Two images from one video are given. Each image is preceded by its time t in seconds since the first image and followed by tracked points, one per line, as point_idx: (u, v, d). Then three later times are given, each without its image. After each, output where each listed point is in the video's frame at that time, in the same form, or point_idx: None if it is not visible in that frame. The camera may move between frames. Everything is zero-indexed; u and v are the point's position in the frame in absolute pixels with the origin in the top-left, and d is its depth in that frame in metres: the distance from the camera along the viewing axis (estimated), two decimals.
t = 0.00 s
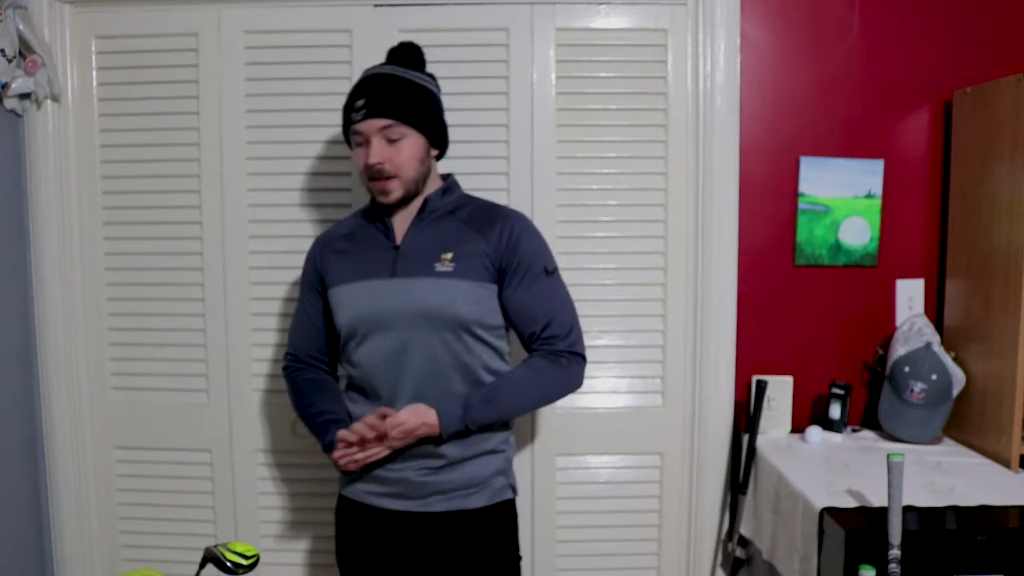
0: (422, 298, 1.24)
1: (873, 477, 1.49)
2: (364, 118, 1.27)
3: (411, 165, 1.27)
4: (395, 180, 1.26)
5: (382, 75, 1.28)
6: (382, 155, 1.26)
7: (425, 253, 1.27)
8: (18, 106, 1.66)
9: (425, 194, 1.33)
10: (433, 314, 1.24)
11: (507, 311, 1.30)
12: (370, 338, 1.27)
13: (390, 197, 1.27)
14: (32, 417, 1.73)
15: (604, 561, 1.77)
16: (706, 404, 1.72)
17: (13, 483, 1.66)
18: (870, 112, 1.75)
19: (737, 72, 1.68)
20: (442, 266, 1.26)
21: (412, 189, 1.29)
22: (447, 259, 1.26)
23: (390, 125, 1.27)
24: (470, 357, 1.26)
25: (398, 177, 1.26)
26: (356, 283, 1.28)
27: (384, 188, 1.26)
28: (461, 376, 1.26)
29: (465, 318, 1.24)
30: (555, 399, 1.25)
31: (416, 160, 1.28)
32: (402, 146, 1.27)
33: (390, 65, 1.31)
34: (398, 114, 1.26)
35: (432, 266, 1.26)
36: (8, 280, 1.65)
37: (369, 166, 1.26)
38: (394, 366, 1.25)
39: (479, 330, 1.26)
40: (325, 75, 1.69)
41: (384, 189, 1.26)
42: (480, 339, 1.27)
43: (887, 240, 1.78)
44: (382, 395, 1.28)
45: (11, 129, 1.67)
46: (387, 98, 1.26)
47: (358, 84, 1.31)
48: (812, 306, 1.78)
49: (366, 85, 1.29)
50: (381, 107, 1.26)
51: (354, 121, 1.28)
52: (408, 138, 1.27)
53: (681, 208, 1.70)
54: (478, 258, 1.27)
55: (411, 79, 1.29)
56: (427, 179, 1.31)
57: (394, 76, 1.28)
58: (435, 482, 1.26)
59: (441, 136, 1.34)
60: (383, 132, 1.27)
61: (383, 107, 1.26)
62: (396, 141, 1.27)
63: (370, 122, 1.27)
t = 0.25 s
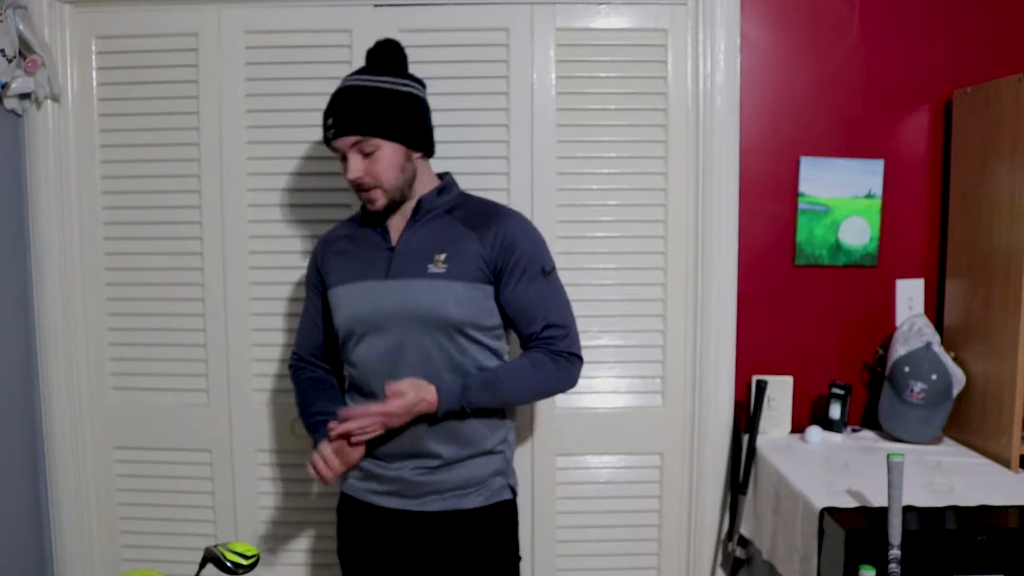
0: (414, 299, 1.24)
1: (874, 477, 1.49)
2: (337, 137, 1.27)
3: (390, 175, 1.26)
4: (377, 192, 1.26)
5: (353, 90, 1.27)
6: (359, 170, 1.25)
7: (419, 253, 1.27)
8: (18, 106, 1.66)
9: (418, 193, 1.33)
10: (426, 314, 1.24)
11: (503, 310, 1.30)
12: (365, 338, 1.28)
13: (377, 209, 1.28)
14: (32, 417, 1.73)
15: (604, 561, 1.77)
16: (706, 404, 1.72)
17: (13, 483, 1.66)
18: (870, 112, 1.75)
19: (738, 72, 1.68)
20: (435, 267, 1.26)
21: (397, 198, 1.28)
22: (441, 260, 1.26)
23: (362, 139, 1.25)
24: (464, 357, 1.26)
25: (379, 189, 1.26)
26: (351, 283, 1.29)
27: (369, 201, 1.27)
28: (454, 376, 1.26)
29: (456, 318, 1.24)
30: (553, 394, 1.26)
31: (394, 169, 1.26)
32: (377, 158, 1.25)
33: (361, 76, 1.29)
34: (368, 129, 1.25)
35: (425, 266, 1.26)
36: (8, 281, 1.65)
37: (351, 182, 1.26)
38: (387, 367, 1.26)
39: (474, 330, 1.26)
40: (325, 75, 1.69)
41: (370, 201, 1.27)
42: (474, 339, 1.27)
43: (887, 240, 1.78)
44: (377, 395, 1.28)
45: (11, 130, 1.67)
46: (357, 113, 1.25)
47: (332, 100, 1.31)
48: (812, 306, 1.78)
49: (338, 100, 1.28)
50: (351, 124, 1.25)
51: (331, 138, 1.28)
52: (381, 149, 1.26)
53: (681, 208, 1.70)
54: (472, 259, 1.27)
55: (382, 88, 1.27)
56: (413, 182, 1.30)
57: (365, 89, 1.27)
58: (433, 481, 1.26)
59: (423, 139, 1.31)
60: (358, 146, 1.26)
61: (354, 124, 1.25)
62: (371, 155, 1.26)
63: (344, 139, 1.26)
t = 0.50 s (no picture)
0: (418, 298, 1.25)
1: (874, 477, 1.49)
2: (340, 136, 1.27)
3: (396, 172, 1.27)
4: (382, 189, 1.26)
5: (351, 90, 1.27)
6: (363, 168, 1.25)
7: (422, 253, 1.27)
8: (18, 106, 1.66)
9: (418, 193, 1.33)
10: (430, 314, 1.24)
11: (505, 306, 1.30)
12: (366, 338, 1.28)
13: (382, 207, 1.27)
14: (32, 418, 1.73)
15: (604, 561, 1.77)
16: (706, 404, 1.72)
17: (13, 483, 1.66)
18: (870, 112, 1.75)
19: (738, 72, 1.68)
20: (439, 265, 1.26)
21: (402, 194, 1.28)
22: (444, 258, 1.27)
23: (365, 138, 1.26)
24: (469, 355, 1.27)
25: (384, 186, 1.26)
26: (351, 284, 1.28)
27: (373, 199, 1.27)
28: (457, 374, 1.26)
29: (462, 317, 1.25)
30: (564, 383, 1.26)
31: (398, 165, 1.27)
32: (380, 155, 1.26)
33: (358, 75, 1.30)
34: (373, 126, 1.25)
35: (428, 265, 1.26)
36: (8, 281, 1.65)
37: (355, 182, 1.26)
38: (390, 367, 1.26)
39: (478, 328, 1.27)
40: (325, 75, 1.69)
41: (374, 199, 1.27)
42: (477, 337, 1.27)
43: (886, 240, 1.78)
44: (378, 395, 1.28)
45: (11, 130, 1.67)
46: (358, 112, 1.25)
47: (330, 100, 1.31)
48: (812, 306, 1.78)
49: (337, 102, 1.28)
50: (354, 123, 1.25)
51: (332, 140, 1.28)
52: (386, 146, 1.26)
53: (681, 208, 1.70)
54: (475, 257, 1.27)
55: (382, 86, 1.28)
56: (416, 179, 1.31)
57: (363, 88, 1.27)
58: (433, 480, 1.26)
59: (423, 134, 1.32)
60: (360, 145, 1.26)
61: (359, 121, 1.25)
62: (376, 152, 1.26)
63: (346, 139, 1.26)
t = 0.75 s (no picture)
0: (440, 297, 1.25)
1: (874, 478, 1.49)
2: (365, 119, 1.27)
3: (417, 160, 1.28)
4: (406, 176, 1.27)
5: (379, 76, 1.29)
6: (390, 153, 1.26)
7: (439, 252, 1.28)
8: (18, 106, 1.66)
9: (429, 197, 1.33)
10: (453, 313, 1.25)
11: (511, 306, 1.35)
12: (380, 340, 1.25)
13: (401, 195, 1.27)
14: (32, 418, 1.73)
15: (604, 561, 1.77)
16: (706, 405, 1.72)
17: (13, 483, 1.66)
18: (870, 112, 1.75)
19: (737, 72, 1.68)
20: (457, 264, 1.28)
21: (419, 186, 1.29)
22: (461, 258, 1.28)
23: (394, 123, 1.28)
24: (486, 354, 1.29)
25: (408, 173, 1.27)
26: (365, 284, 1.25)
27: (394, 185, 1.26)
28: (474, 373, 1.27)
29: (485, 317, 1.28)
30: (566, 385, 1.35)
31: (422, 155, 1.30)
32: (407, 142, 1.28)
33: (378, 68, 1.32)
34: (400, 112, 1.27)
35: (447, 264, 1.27)
36: (8, 281, 1.65)
37: (379, 165, 1.26)
38: (408, 368, 1.24)
39: (493, 327, 1.30)
40: (325, 75, 1.69)
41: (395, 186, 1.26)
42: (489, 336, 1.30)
43: (887, 240, 1.78)
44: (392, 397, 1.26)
45: (11, 130, 1.67)
46: (388, 97, 1.27)
47: (349, 90, 1.31)
48: (812, 306, 1.78)
49: (362, 86, 1.28)
50: (384, 106, 1.26)
51: (356, 122, 1.28)
52: (410, 134, 1.28)
53: (681, 208, 1.70)
54: (490, 257, 1.30)
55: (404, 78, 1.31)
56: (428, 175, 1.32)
57: (390, 76, 1.29)
58: (444, 480, 1.26)
59: (434, 133, 1.35)
60: (389, 129, 1.27)
61: (386, 106, 1.27)
62: (400, 139, 1.28)
63: (374, 122, 1.27)
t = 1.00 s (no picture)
0: (450, 299, 1.25)
1: (874, 477, 1.49)
2: (380, 109, 1.27)
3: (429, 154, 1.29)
4: (417, 169, 1.27)
5: (393, 71, 1.30)
6: (404, 145, 1.27)
7: (448, 254, 1.28)
8: (18, 106, 1.66)
9: (437, 198, 1.34)
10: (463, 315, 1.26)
11: (511, 309, 1.36)
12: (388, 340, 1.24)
13: (411, 188, 1.26)
14: (32, 418, 1.73)
15: (604, 561, 1.77)
16: (706, 406, 1.72)
17: (13, 484, 1.66)
18: (870, 112, 1.75)
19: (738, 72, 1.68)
20: (466, 267, 1.28)
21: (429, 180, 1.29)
22: (469, 261, 1.29)
23: (409, 116, 1.29)
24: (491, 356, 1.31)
25: (419, 167, 1.27)
26: (375, 283, 1.24)
27: (405, 177, 1.25)
28: (480, 374, 1.29)
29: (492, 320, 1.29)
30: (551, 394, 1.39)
31: (433, 151, 1.30)
32: (420, 136, 1.29)
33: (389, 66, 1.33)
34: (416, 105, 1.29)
35: (457, 267, 1.28)
36: (8, 281, 1.65)
37: (392, 156, 1.26)
38: (417, 369, 1.24)
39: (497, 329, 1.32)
40: (325, 75, 1.69)
41: (406, 178, 1.26)
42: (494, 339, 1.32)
43: (887, 240, 1.78)
44: (398, 398, 1.26)
45: (11, 130, 1.67)
46: (403, 91, 1.28)
47: (363, 82, 1.31)
48: (812, 306, 1.78)
49: (377, 79, 1.29)
50: (399, 98, 1.27)
51: (370, 112, 1.28)
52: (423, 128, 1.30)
53: (681, 207, 1.70)
54: (497, 261, 1.32)
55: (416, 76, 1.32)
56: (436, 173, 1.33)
57: (406, 72, 1.31)
58: (448, 479, 1.27)
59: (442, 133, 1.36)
60: (403, 122, 1.28)
61: (401, 98, 1.28)
62: (413, 132, 1.29)
63: (388, 113, 1.28)
